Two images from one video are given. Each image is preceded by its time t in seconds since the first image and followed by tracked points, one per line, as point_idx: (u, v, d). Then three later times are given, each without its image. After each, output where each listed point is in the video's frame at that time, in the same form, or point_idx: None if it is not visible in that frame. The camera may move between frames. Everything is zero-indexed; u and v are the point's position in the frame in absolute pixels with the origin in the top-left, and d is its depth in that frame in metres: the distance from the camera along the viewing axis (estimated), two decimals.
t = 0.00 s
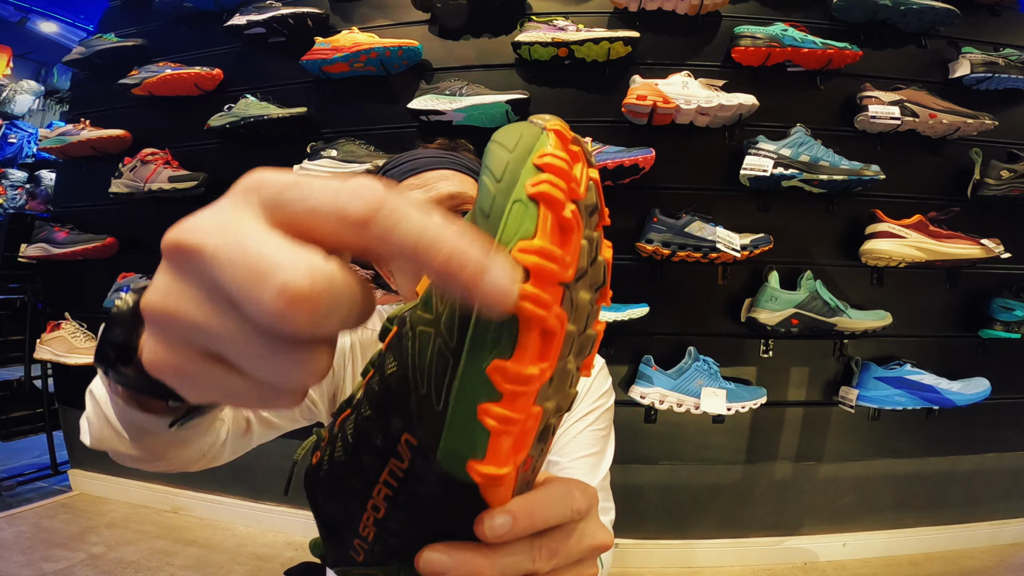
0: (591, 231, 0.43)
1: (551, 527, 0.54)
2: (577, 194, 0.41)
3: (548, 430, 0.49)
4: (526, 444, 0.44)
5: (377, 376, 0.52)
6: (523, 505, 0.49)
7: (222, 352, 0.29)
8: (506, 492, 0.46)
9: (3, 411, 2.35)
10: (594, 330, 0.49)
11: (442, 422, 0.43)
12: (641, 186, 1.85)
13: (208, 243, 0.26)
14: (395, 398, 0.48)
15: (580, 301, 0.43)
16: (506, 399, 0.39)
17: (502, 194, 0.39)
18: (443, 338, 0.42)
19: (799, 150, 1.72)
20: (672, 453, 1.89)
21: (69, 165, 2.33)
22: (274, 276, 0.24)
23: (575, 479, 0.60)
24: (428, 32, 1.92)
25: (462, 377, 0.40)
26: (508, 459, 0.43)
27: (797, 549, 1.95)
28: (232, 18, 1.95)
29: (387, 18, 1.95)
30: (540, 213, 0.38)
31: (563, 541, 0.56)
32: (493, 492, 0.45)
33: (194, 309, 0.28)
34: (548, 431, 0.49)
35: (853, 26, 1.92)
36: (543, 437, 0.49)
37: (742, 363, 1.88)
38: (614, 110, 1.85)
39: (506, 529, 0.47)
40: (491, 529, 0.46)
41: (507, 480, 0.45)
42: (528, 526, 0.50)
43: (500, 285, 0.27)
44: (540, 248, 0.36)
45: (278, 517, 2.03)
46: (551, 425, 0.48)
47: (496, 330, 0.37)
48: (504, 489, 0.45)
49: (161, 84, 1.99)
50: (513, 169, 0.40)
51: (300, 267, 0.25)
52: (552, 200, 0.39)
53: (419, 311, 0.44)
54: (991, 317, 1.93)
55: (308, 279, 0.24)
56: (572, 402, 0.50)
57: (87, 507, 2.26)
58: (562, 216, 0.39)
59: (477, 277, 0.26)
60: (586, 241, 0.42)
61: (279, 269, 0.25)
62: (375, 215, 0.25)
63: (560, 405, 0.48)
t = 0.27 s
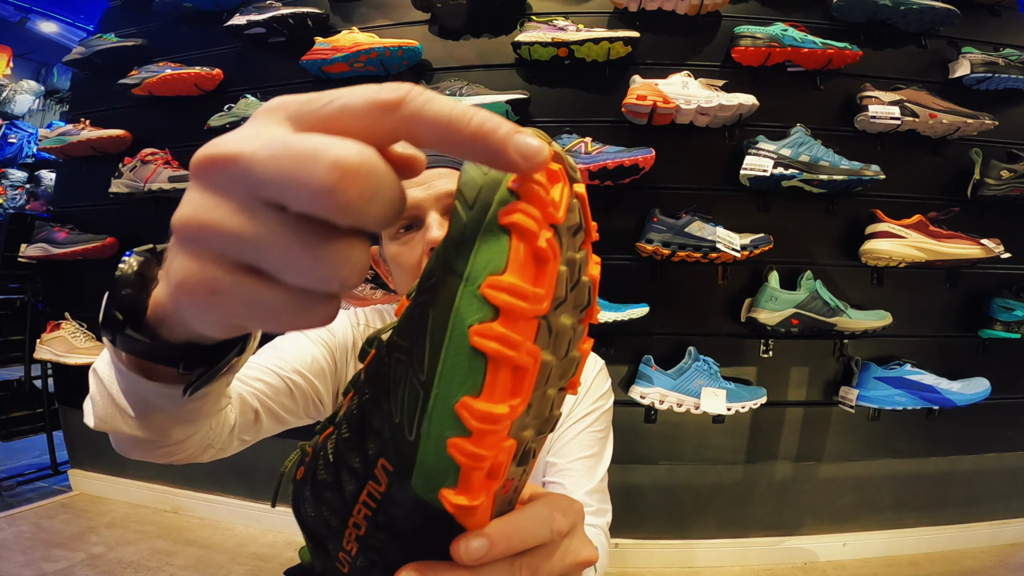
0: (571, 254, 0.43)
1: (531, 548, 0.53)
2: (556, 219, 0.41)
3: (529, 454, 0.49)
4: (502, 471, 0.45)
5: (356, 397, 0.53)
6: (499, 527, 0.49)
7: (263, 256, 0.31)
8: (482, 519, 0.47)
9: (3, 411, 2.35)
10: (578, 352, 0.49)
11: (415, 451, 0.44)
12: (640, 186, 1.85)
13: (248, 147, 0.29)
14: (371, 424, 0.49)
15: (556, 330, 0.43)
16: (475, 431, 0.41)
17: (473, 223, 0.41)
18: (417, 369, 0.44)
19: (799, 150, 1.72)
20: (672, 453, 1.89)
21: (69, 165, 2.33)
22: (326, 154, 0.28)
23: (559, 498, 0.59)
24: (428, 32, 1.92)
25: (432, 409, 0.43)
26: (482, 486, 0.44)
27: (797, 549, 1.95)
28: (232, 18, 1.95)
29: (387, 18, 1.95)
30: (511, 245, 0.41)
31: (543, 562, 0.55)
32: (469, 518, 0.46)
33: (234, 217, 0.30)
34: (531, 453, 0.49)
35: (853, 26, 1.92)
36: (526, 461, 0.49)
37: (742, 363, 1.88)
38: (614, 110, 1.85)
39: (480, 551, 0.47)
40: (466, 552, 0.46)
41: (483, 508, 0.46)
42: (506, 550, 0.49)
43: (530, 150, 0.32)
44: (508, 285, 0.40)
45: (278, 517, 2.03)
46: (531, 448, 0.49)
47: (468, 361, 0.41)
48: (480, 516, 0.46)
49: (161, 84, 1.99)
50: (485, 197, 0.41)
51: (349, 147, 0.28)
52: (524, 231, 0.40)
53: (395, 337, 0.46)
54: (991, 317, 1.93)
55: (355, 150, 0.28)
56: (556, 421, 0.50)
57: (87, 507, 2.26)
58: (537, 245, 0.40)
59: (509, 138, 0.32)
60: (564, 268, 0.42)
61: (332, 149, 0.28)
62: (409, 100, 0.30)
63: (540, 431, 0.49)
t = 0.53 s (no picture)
0: (567, 262, 0.43)
1: (528, 556, 0.53)
2: (551, 227, 0.40)
3: (527, 463, 0.49)
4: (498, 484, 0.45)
5: (350, 405, 0.53)
6: (495, 537, 0.49)
7: (269, 287, 0.32)
8: (478, 530, 0.47)
9: (3, 411, 2.35)
10: (575, 360, 0.48)
11: (408, 465, 0.44)
12: (640, 186, 1.85)
13: (248, 179, 0.30)
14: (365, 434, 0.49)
15: (553, 342, 0.43)
16: (467, 448, 0.41)
17: (466, 233, 0.41)
18: (408, 383, 0.44)
19: (798, 150, 1.72)
20: (672, 453, 1.89)
21: (69, 165, 2.33)
22: (329, 187, 0.29)
23: (555, 505, 0.59)
24: (428, 32, 1.92)
25: (425, 423, 0.42)
26: (476, 499, 0.44)
27: (798, 549, 1.95)
28: (231, 18, 1.95)
29: (387, 18, 1.95)
30: (503, 257, 0.40)
31: (540, 569, 0.55)
32: (466, 530, 0.46)
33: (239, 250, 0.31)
34: (528, 461, 0.49)
35: (853, 26, 1.92)
36: (522, 470, 0.49)
37: (742, 363, 1.88)
38: (614, 110, 1.85)
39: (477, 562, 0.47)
40: (462, 564, 0.46)
41: (479, 521, 0.46)
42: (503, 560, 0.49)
43: (531, 160, 0.36)
44: (501, 300, 0.40)
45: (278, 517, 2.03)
46: (529, 457, 0.48)
47: (458, 378, 0.41)
48: (476, 527, 0.46)
49: (161, 84, 1.99)
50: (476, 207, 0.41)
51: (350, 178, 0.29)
52: (518, 242, 0.39)
53: (388, 347, 0.47)
54: (991, 317, 1.93)
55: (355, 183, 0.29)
56: (552, 430, 0.50)
57: (87, 507, 2.26)
58: (531, 257, 0.40)
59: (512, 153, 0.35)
60: (560, 279, 0.41)
61: (332, 182, 0.29)
62: (402, 123, 0.32)
63: (537, 439, 0.48)
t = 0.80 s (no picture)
0: (589, 280, 0.41)
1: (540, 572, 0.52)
2: (574, 247, 0.38)
3: (542, 480, 0.49)
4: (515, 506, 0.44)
5: (363, 419, 0.52)
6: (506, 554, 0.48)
7: (235, 384, 0.30)
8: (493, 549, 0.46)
9: (3, 411, 2.35)
10: (591, 376, 0.47)
11: (424, 484, 0.44)
12: (640, 186, 1.85)
13: (200, 279, 0.27)
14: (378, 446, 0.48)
15: (572, 362, 0.42)
16: (486, 474, 0.40)
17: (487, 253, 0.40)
18: (426, 405, 0.43)
19: (798, 150, 1.72)
20: (672, 453, 1.89)
21: (69, 165, 2.33)
22: (292, 302, 0.27)
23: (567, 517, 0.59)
24: (428, 32, 1.92)
25: (442, 447, 0.42)
26: (493, 521, 0.43)
27: (798, 549, 1.95)
28: (231, 18, 1.95)
29: (387, 18, 1.95)
30: (525, 281, 0.38)
31: None
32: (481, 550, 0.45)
33: (189, 348, 0.29)
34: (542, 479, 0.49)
35: (853, 26, 1.92)
36: (537, 487, 0.49)
37: (742, 363, 1.88)
38: (614, 110, 1.85)
39: None
40: None
41: (494, 541, 0.45)
42: None
43: (506, 222, 0.27)
44: (523, 324, 0.39)
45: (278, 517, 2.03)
46: (544, 475, 0.48)
47: (479, 405, 0.40)
48: (491, 546, 0.46)
49: (161, 84, 1.99)
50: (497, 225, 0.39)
51: (313, 287, 0.27)
52: (543, 266, 0.37)
53: (406, 364, 0.46)
54: (991, 318, 1.94)
55: (316, 292, 0.27)
56: (567, 446, 0.49)
57: (87, 506, 2.26)
58: (557, 280, 0.37)
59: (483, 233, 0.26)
60: (582, 300, 0.40)
61: (294, 290, 0.27)
62: (360, 206, 0.26)
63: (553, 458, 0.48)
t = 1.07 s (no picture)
0: (614, 268, 0.45)
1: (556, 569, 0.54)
2: (603, 232, 0.43)
3: (562, 470, 0.51)
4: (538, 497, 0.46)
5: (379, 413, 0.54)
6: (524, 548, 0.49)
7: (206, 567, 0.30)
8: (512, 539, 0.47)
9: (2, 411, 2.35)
10: (610, 369, 0.50)
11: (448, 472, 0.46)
12: (640, 187, 1.85)
13: (163, 506, 0.26)
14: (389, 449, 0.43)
15: (598, 349, 0.45)
16: (516, 459, 0.42)
17: (519, 236, 0.44)
18: (452, 389, 0.46)
19: (799, 150, 1.72)
20: (672, 453, 1.89)
21: (69, 165, 2.34)
22: (259, 551, 0.25)
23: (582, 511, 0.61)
24: (428, 32, 1.92)
25: (470, 429, 0.44)
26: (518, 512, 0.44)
27: (798, 549, 1.95)
28: (232, 18, 1.95)
29: (388, 18, 1.95)
30: (558, 261, 0.42)
31: None
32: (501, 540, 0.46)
33: (149, 550, 0.28)
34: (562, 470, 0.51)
35: (853, 26, 1.92)
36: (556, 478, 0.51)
37: (742, 363, 1.88)
38: (614, 110, 1.85)
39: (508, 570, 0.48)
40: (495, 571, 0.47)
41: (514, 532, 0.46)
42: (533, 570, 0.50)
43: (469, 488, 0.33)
44: (556, 304, 0.42)
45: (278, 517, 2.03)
46: (564, 467, 0.50)
47: (509, 385, 0.44)
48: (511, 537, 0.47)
49: (161, 84, 1.99)
50: (529, 207, 0.44)
51: (284, 528, 0.25)
52: (574, 250, 0.42)
53: (430, 350, 0.49)
54: (991, 318, 1.94)
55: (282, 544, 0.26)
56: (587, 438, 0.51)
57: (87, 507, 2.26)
58: (586, 262, 0.43)
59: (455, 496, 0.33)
60: (609, 286, 0.44)
61: (262, 542, 0.25)
62: (338, 460, 0.27)
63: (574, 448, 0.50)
